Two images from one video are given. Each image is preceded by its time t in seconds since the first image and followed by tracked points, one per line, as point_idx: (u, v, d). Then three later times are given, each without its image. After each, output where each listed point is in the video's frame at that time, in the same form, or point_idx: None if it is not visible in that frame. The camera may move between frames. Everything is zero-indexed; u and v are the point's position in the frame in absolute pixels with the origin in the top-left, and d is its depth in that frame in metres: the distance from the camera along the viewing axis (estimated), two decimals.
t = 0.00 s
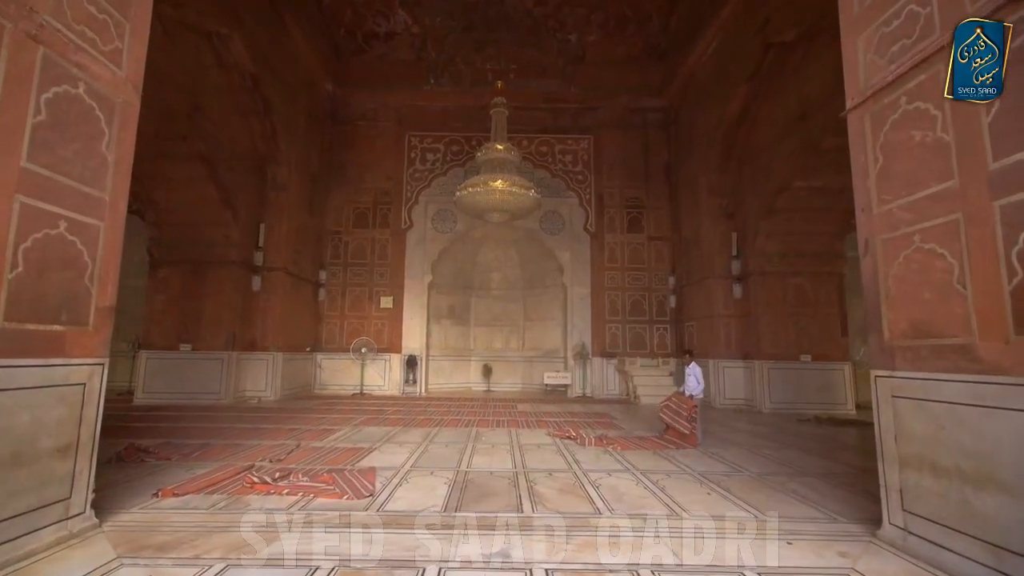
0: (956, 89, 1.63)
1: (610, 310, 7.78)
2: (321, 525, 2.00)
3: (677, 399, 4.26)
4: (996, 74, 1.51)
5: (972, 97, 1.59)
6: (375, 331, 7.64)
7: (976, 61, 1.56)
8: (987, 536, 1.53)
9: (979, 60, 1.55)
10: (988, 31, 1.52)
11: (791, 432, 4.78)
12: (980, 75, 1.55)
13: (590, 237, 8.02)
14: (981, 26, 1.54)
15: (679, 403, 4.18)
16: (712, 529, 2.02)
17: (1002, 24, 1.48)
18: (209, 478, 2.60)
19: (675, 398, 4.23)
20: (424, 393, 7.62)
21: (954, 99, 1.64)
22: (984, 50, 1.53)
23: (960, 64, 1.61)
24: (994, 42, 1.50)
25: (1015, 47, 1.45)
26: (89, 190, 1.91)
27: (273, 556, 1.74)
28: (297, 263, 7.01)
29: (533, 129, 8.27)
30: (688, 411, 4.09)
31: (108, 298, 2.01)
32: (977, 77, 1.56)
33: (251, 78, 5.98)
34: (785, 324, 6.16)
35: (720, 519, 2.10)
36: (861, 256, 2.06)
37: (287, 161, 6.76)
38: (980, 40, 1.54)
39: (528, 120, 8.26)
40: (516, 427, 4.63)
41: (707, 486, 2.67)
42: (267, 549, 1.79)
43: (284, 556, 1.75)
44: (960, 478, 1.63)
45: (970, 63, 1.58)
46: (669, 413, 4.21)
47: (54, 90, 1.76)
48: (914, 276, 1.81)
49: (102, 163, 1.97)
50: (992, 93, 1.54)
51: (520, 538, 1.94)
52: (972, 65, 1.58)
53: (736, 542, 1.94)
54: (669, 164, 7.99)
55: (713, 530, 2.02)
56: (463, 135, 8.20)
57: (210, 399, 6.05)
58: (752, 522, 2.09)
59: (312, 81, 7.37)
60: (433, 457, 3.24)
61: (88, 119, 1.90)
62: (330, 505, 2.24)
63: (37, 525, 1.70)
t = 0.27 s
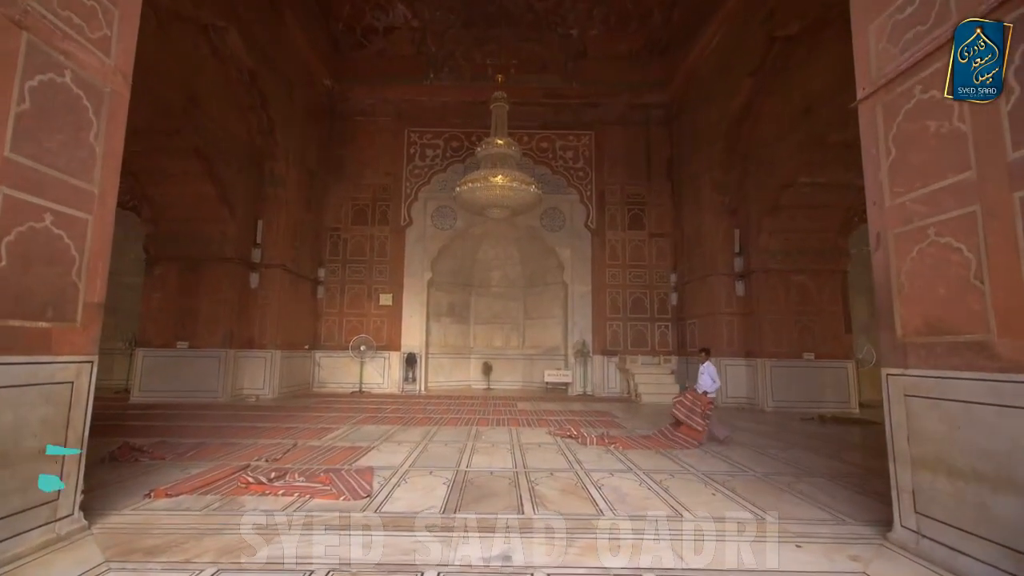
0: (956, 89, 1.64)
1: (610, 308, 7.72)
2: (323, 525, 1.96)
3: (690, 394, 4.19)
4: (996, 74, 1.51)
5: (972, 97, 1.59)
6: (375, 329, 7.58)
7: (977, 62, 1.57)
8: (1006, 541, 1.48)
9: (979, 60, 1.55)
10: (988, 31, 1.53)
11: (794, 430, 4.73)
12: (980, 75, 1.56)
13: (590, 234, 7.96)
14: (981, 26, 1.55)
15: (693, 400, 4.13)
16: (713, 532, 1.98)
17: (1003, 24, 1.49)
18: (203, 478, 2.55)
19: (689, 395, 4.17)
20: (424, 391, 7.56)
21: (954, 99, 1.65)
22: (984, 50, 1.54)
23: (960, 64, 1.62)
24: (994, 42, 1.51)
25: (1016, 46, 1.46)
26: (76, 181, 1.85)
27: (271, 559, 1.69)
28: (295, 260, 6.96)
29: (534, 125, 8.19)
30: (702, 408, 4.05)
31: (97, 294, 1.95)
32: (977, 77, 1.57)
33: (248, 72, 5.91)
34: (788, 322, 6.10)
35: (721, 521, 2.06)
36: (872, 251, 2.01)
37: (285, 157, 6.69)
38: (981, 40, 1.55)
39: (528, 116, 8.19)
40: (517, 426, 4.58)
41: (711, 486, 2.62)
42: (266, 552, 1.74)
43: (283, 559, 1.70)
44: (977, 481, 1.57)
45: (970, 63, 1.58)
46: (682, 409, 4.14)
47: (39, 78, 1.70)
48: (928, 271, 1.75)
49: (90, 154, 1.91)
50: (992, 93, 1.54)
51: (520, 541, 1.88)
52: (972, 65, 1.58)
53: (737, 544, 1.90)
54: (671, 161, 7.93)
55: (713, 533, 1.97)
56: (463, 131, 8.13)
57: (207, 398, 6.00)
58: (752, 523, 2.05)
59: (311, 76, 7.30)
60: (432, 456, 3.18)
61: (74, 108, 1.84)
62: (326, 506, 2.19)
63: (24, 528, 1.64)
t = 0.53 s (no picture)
0: (956, 89, 1.64)
1: (612, 305, 7.66)
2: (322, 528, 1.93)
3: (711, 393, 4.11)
4: (996, 74, 1.51)
5: (973, 97, 1.59)
6: (374, 326, 7.53)
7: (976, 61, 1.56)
8: None
9: (979, 60, 1.55)
10: (988, 31, 1.53)
11: (798, 428, 4.68)
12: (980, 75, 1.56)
13: (591, 231, 7.89)
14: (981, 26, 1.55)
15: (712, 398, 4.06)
16: (713, 533, 1.92)
17: (1003, 25, 1.49)
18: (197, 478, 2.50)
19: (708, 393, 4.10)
20: (424, 389, 7.51)
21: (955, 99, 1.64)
22: (984, 50, 1.54)
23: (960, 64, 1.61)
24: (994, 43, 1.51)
25: (1015, 46, 1.46)
26: (61, 171, 1.78)
27: (271, 562, 1.63)
28: (294, 256, 6.90)
29: (535, 121, 8.12)
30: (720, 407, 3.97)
31: (85, 288, 1.89)
32: (977, 77, 1.57)
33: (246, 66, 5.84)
34: (792, 319, 6.04)
35: (721, 524, 2.02)
36: (885, 244, 1.95)
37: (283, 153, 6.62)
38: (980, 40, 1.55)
39: (529, 112, 8.12)
40: (517, 424, 4.52)
41: (716, 486, 2.57)
42: (264, 556, 1.68)
43: (283, 563, 1.64)
44: (995, 483, 1.51)
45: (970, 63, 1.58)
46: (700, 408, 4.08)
47: (23, 63, 1.64)
48: (945, 266, 1.69)
49: (77, 144, 1.84)
50: (992, 93, 1.53)
51: (520, 544, 1.83)
52: (972, 65, 1.58)
53: (736, 545, 1.84)
54: (673, 157, 7.86)
55: (713, 534, 1.92)
56: (463, 126, 8.06)
57: (205, 396, 5.94)
58: (752, 526, 2.00)
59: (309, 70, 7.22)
60: (431, 455, 3.13)
61: (60, 96, 1.78)
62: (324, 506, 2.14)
63: (9, 530, 1.59)
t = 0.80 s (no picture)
0: (956, 89, 1.65)
1: (613, 302, 7.60)
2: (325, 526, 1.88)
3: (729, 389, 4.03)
4: (996, 74, 1.52)
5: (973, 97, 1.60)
6: (373, 323, 7.47)
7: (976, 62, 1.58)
8: None
9: (979, 60, 1.57)
10: (988, 31, 1.54)
11: (801, 426, 4.63)
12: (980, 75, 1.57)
13: (592, 227, 7.82)
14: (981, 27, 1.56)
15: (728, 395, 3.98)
16: (712, 535, 1.87)
17: (1002, 25, 1.50)
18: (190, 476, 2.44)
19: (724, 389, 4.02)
20: (423, 386, 7.46)
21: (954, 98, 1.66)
22: (984, 50, 1.55)
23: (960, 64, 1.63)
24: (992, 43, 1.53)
25: (1015, 46, 1.47)
26: (46, 163, 1.72)
27: (269, 565, 1.59)
28: (292, 253, 6.83)
29: (536, 115, 8.02)
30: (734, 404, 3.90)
31: (71, 284, 1.83)
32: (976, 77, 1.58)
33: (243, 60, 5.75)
34: (795, 316, 5.98)
35: (721, 525, 1.96)
36: (899, 238, 1.88)
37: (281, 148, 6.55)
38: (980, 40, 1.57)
39: (529, 106, 8.02)
40: (517, 422, 4.47)
41: (721, 486, 2.51)
42: (262, 559, 1.63)
43: (283, 566, 1.59)
44: (1016, 485, 1.45)
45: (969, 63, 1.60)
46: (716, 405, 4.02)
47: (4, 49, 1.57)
48: (964, 259, 1.63)
49: (63, 135, 1.78)
50: (991, 93, 1.54)
51: (521, 546, 1.77)
52: (972, 65, 1.59)
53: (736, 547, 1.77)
54: (675, 152, 7.78)
55: (713, 536, 1.86)
56: (463, 121, 7.97)
57: (202, 393, 5.88)
58: (753, 527, 1.95)
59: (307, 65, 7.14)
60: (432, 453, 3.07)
61: (45, 84, 1.71)
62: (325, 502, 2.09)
63: None
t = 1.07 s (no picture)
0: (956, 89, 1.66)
1: (614, 298, 7.54)
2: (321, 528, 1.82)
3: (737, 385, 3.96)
4: (995, 74, 1.53)
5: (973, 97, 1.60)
6: (372, 319, 7.42)
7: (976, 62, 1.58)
8: None
9: (979, 60, 1.57)
10: (988, 31, 1.55)
11: (805, 423, 4.58)
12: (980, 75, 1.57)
13: (593, 222, 7.75)
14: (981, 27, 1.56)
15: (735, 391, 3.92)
16: (712, 535, 1.81)
17: (1002, 25, 1.50)
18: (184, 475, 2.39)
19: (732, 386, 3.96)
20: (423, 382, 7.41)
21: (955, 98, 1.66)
22: (984, 50, 1.55)
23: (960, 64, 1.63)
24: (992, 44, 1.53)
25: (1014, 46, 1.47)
26: (27, 152, 1.65)
27: (269, 566, 1.54)
28: (290, 248, 6.77)
29: (536, 109, 7.93)
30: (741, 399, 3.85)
31: (56, 278, 1.76)
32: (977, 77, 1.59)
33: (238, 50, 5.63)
34: (799, 312, 5.92)
35: (721, 526, 1.91)
36: (913, 230, 1.82)
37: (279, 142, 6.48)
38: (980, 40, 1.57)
39: (531, 100, 7.92)
40: (517, 419, 4.41)
41: (726, 485, 2.45)
42: (259, 559, 1.58)
43: (283, 567, 1.54)
44: None
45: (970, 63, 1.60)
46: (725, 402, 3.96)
47: None
48: (982, 251, 1.57)
49: (46, 123, 1.72)
50: (992, 93, 1.55)
51: (521, 548, 1.71)
52: (972, 65, 1.60)
53: (736, 548, 1.72)
54: (677, 147, 7.70)
55: (713, 537, 1.80)
56: (463, 116, 7.89)
57: (200, 390, 5.83)
58: (753, 528, 1.90)
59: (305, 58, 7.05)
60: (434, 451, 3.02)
61: (26, 69, 1.65)
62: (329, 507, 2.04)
63: None
